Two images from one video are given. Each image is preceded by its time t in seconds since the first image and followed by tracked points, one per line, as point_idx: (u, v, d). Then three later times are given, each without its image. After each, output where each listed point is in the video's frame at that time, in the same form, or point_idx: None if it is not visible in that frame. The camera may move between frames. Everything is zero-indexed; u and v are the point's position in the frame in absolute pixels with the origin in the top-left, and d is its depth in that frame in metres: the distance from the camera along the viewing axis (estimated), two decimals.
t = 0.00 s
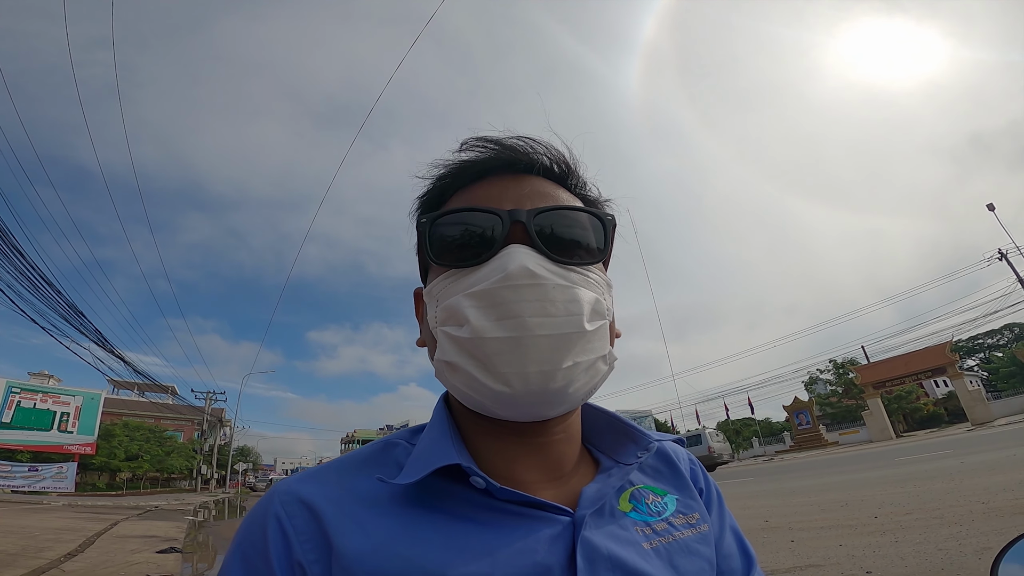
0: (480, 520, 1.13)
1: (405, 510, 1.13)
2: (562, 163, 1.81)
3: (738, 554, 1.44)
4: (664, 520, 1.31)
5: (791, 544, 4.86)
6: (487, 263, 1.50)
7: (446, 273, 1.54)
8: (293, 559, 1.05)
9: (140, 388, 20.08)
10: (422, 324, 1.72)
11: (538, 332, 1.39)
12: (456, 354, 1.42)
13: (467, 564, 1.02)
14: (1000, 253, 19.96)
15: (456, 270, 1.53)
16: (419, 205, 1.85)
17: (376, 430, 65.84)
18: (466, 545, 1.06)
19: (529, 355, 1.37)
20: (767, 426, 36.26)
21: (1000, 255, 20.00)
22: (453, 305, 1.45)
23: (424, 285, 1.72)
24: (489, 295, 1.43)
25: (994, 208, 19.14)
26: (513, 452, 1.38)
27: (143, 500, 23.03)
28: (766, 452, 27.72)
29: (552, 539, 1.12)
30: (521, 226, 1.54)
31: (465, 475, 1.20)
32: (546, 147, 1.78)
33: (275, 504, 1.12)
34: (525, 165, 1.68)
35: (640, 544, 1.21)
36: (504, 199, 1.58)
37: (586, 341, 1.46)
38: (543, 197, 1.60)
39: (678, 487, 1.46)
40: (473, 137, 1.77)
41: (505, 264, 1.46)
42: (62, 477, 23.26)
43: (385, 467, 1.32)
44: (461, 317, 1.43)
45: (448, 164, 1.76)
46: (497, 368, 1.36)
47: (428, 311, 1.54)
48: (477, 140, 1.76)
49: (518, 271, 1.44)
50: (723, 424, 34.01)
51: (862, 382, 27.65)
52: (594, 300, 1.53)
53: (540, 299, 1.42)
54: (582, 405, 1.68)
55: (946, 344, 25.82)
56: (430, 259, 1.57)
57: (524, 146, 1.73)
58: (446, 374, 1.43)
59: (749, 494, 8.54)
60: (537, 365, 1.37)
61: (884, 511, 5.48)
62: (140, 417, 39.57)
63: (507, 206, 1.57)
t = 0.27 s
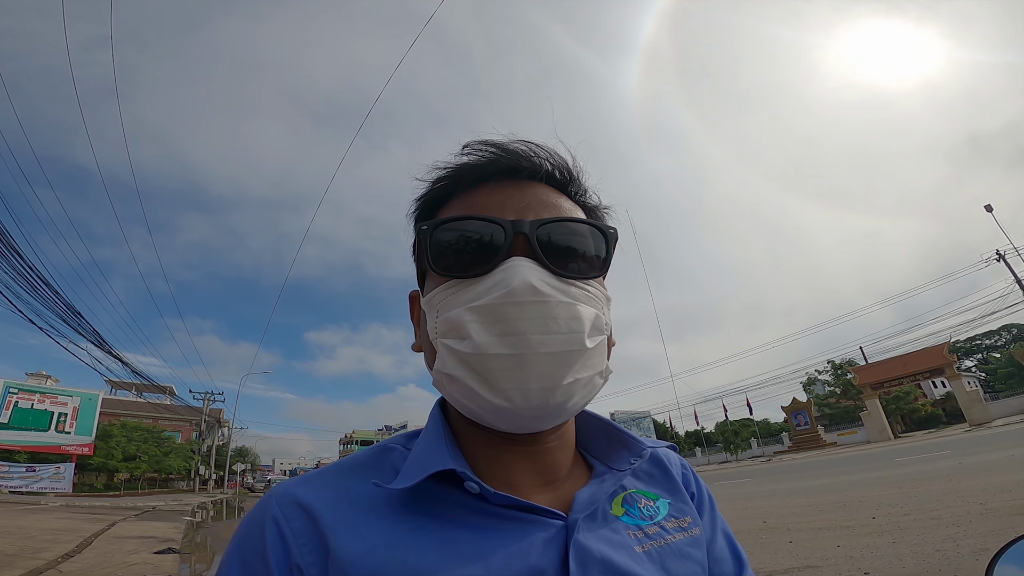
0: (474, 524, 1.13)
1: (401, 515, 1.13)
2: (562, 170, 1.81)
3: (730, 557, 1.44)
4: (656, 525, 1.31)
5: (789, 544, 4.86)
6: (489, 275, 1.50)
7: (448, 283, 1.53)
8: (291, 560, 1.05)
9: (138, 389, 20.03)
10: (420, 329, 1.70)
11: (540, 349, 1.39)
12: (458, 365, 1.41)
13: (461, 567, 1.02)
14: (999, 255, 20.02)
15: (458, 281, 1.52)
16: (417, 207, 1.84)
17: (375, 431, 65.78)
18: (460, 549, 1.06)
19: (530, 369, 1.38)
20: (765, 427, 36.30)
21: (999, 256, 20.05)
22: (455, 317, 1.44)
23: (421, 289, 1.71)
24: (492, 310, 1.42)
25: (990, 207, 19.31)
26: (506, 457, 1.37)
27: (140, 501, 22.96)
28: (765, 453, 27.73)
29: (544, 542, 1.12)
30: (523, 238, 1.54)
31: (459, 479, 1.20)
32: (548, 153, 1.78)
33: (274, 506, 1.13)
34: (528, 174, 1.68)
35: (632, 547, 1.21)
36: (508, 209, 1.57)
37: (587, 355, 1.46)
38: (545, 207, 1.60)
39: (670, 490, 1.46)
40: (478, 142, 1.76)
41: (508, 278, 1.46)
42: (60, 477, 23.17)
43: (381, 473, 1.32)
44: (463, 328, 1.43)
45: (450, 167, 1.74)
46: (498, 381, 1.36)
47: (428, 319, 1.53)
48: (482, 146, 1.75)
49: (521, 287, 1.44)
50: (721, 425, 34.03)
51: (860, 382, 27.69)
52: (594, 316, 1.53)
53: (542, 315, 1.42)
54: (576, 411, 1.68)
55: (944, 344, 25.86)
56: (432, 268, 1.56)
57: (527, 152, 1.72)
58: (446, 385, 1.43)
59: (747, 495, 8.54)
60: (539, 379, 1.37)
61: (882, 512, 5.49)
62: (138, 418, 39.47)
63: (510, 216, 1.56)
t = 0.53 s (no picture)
0: (471, 522, 1.13)
1: (400, 512, 1.13)
2: (561, 172, 1.82)
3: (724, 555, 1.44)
4: (650, 522, 1.31)
5: (787, 544, 4.86)
6: (489, 274, 1.50)
7: (448, 282, 1.53)
8: (292, 558, 1.05)
9: (137, 389, 20.04)
10: (420, 328, 1.70)
11: (541, 347, 1.40)
12: (459, 363, 1.41)
13: (458, 563, 1.02)
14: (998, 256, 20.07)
15: (459, 279, 1.52)
16: (417, 208, 1.84)
17: (374, 432, 65.78)
18: (458, 546, 1.06)
19: (530, 367, 1.38)
20: (764, 427, 36.32)
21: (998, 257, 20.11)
22: (456, 315, 1.45)
23: (422, 288, 1.70)
24: (492, 308, 1.43)
25: (990, 208, 17.99)
26: (503, 456, 1.37)
27: (139, 501, 22.93)
28: (764, 453, 27.74)
29: (541, 539, 1.12)
30: (524, 237, 1.54)
31: (456, 478, 1.20)
32: (548, 155, 1.78)
33: (275, 504, 1.13)
34: (528, 175, 1.68)
35: (627, 544, 1.21)
36: (509, 209, 1.58)
37: (586, 354, 1.47)
38: (545, 207, 1.61)
39: (664, 489, 1.46)
40: (478, 143, 1.76)
41: (510, 276, 1.46)
42: (58, 478, 23.16)
43: (380, 472, 1.32)
44: (465, 326, 1.43)
45: (450, 168, 1.75)
46: (499, 378, 1.36)
47: (429, 318, 1.53)
48: (482, 146, 1.75)
49: (522, 284, 1.44)
50: (720, 426, 34.05)
51: (859, 383, 27.72)
52: (593, 314, 1.53)
53: (543, 314, 1.43)
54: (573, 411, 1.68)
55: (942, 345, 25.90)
56: (433, 266, 1.56)
57: (527, 154, 1.73)
58: (446, 383, 1.43)
59: (746, 495, 8.54)
60: (539, 377, 1.37)
61: (880, 512, 5.49)
62: (137, 418, 39.45)
63: (511, 216, 1.56)
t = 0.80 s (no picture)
0: (471, 525, 1.13)
1: (398, 514, 1.13)
2: (561, 169, 1.82)
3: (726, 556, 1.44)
4: (653, 524, 1.31)
5: (787, 545, 4.86)
6: (488, 275, 1.50)
7: (446, 283, 1.53)
8: (288, 561, 1.05)
9: (137, 389, 20.05)
10: (418, 327, 1.69)
11: (540, 347, 1.40)
12: (457, 363, 1.42)
13: (459, 568, 1.02)
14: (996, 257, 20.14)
15: (456, 280, 1.52)
16: (416, 205, 1.83)
17: (373, 433, 65.78)
18: (458, 550, 1.06)
19: (529, 368, 1.38)
20: (764, 428, 36.35)
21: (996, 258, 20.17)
22: (453, 316, 1.45)
23: (419, 288, 1.70)
24: (490, 309, 1.43)
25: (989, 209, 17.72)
26: (504, 458, 1.37)
27: (138, 502, 22.92)
28: (763, 454, 27.76)
29: (542, 543, 1.12)
30: (523, 236, 1.54)
31: (456, 481, 1.20)
32: (547, 152, 1.78)
33: (271, 506, 1.13)
34: (527, 172, 1.68)
35: (629, 547, 1.21)
36: (508, 207, 1.58)
37: (586, 354, 1.47)
38: (545, 206, 1.61)
39: (667, 490, 1.46)
40: (476, 140, 1.76)
41: (509, 277, 1.46)
42: (57, 478, 23.15)
43: (377, 474, 1.32)
44: (462, 327, 1.43)
45: (448, 165, 1.75)
46: (498, 382, 1.36)
47: (427, 318, 1.53)
48: (480, 143, 1.75)
49: (521, 284, 1.44)
50: (720, 426, 34.08)
51: (858, 384, 27.75)
52: (594, 314, 1.53)
53: (542, 314, 1.43)
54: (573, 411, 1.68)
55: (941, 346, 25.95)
56: (431, 266, 1.56)
57: (525, 151, 1.73)
58: (444, 384, 1.43)
59: (746, 495, 8.55)
60: (538, 379, 1.36)
61: (880, 512, 5.50)
62: (136, 419, 39.43)
63: (510, 215, 1.56)
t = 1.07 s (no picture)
0: (474, 529, 1.13)
1: (399, 518, 1.13)
2: (564, 169, 1.81)
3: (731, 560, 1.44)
4: (657, 529, 1.31)
5: (787, 548, 4.85)
6: (489, 276, 1.50)
7: (446, 284, 1.53)
8: (287, 564, 1.05)
9: (137, 389, 20.07)
10: (419, 328, 1.70)
11: (541, 350, 1.39)
12: (457, 365, 1.42)
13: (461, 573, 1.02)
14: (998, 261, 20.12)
15: (456, 281, 1.53)
16: (418, 205, 1.83)
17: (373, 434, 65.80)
18: (461, 555, 1.06)
19: (529, 370, 1.38)
20: (764, 431, 36.27)
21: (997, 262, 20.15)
22: (453, 317, 1.45)
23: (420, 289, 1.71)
24: (491, 310, 1.42)
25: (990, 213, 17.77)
26: (506, 462, 1.37)
27: (137, 501, 22.93)
28: (763, 457, 27.69)
29: (545, 548, 1.12)
30: (524, 237, 1.54)
31: (459, 485, 1.20)
32: (550, 152, 1.78)
33: (270, 510, 1.13)
34: (529, 172, 1.68)
35: (633, 552, 1.21)
36: (509, 207, 1.58)
37: (588, 356, 1.47)
38: (547, 206, 1.61)
39: (670, 495, 1.46)
40: (479, 139, 1.77)
41: (510, 279, 1.46)
42: (56, 477, 23.18)
43: (379, 477, 1.32)
44: (463, 328, 1.43)
45: (451, 164, 1.75)
46: (498, 385, 1.36)
47: (427, 320, 1.53)
48: (483, 142, 1.75)
49: (522, 287, 1.44)
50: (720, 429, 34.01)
51: (859, 387, 27.69)
52: (596, 317, 1.53)
53: (543, 316, 1.43)
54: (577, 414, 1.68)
55: (942, 350, 25.89)
56: (431, 268, 1.56)
57: (528, 151, 1.72)
58: (445, 386, 1.43)
59: (746, 498, 8.52)
60: (539, 383, 1.37)
61: (880, 516, 5.48)
62: (136, 418, 39.44)
63: (511, 215, 1.56)
